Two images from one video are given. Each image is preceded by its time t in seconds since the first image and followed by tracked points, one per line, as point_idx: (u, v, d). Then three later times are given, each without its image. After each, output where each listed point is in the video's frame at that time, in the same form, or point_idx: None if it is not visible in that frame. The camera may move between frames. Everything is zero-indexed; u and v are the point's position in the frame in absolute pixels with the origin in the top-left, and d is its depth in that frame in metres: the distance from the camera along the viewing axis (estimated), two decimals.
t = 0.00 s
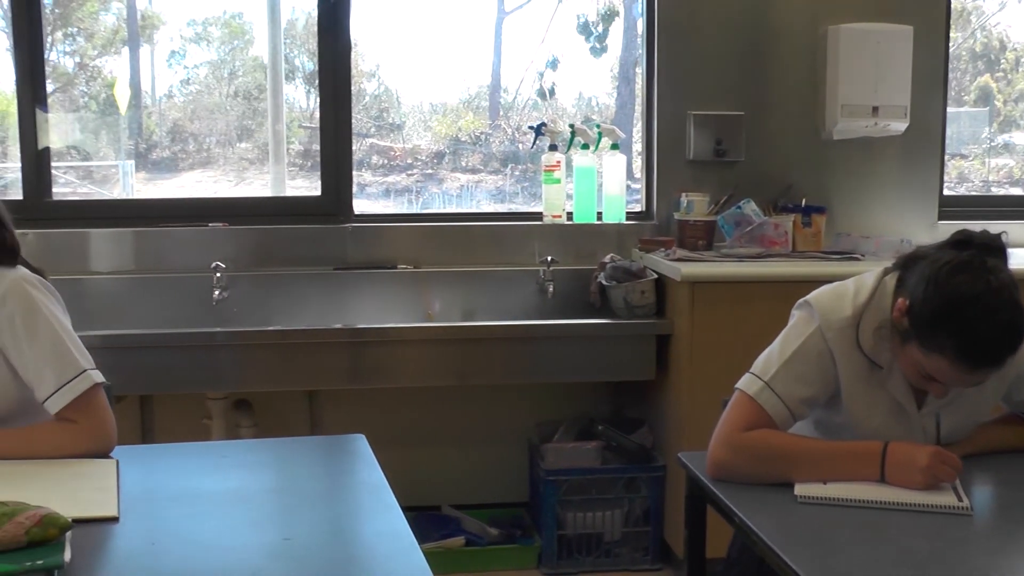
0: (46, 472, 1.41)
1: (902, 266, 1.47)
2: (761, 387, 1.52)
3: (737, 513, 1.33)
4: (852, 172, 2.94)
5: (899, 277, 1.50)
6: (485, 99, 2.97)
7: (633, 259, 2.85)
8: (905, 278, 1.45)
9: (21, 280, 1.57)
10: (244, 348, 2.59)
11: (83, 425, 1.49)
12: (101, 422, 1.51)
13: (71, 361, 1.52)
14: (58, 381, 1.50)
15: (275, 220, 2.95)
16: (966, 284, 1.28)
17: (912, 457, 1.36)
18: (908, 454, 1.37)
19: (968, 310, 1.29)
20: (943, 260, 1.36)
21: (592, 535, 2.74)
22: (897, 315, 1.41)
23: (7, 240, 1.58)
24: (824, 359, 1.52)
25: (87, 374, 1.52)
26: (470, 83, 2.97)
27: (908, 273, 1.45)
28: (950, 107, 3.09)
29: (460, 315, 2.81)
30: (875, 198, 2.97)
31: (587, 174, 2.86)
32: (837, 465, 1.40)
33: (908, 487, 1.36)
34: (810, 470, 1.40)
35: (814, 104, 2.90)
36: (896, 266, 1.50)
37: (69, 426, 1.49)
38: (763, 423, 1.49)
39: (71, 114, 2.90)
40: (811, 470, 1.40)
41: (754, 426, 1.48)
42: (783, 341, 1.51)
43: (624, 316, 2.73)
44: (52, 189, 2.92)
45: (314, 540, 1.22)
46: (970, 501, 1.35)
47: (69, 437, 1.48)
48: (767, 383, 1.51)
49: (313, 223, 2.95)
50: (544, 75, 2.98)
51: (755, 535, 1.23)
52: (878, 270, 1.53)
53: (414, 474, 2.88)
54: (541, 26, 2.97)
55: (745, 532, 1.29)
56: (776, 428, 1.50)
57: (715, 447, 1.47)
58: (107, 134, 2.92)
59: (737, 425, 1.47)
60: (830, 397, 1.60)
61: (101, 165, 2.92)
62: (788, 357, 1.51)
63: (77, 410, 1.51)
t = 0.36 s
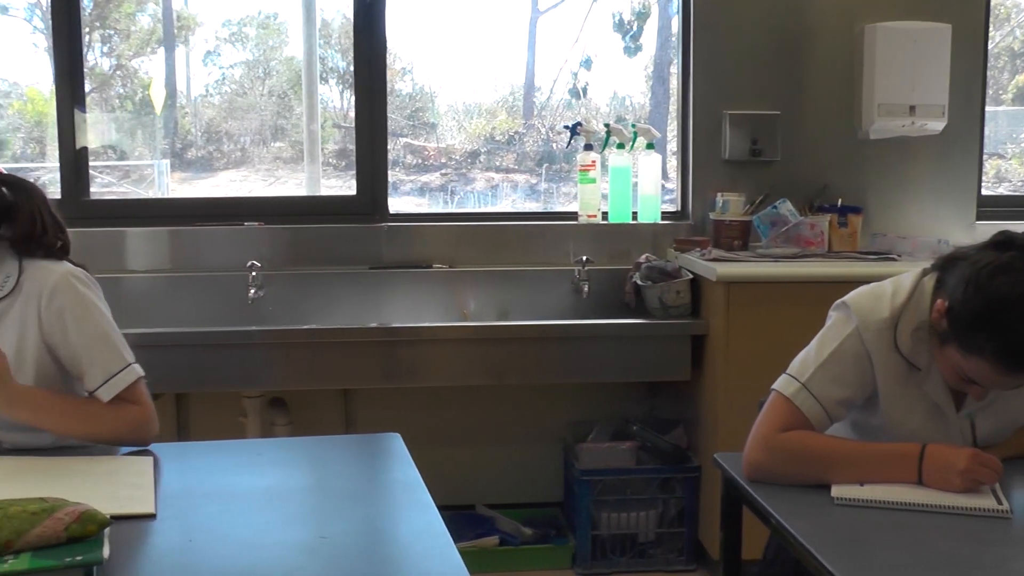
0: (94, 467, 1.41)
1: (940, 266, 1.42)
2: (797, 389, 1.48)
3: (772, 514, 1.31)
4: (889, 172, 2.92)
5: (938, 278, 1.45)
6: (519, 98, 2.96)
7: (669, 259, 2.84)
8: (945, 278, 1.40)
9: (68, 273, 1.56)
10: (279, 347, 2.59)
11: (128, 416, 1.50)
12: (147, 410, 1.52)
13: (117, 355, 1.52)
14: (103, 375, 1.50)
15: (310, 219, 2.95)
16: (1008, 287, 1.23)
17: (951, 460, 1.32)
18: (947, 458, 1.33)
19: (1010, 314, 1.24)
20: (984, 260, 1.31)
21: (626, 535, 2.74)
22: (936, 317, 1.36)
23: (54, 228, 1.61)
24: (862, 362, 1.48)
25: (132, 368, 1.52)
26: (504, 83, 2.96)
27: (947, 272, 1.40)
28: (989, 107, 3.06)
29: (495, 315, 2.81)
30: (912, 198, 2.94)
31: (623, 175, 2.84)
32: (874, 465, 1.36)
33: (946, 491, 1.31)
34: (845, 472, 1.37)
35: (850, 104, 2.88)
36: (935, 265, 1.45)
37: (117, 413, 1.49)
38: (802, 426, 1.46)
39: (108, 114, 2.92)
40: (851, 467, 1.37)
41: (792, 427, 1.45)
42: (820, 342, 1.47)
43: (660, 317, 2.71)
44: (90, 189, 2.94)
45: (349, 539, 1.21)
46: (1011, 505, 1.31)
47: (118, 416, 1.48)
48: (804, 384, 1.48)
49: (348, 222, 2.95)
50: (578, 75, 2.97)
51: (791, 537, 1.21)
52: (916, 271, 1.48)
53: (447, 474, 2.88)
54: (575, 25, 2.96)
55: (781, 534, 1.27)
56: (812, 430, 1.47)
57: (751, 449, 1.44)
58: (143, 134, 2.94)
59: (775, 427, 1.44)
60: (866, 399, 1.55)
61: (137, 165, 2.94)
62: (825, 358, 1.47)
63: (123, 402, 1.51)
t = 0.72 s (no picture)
0: (141, 464, 1.41)
1: (980, 266, 1.40)
2: (834, 389, 1.47)
3: (807, 514, 1.29)
4: (925, 171, 2.90)
5: (978, 278, 1.43)
6: (554, 97, 2.95)
7: (704, 258, 2.83)
8: (984, 278, 1.38)
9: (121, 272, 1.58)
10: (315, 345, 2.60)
11: (176, 412, 1.51)
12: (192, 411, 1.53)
13: (167, 349, 1.54)
14: (155, 368, 1.52)
15: (345, 217, 2.96)
16: None
17: (991, 462, 1.30)
18: (986, 460, 1.30)
19: None
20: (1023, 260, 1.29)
21: (661, 535, 2.73)
22: (975, 318, 1.34)
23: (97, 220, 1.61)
24: (900, 363, 1.46)
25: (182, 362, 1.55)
26: (539, 81, 2.95)
27: (986, 272, 1.38)
28: None
29: (530, 314, 2.81)
30: (949, 197, 2.92)
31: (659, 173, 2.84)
32: (911, 467, 1.34)
33: (984, 493, 1.29)
34: (882, 473, 1.34)
35: (887, 103, 2.86)
36: (975, 265, 1.42)
37: (165, 414, 1.50)
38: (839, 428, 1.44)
39: (145, 113, 2.94)
40: (889, 467, 1.34)
41: (829, 428, 1.43)
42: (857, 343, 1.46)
43: (696, 316, 2.71)
44: (128, 189, 2.96)
45: (386, 537, 1.19)
46: None
47: (162, 423, 1.49)
48: (841, 385, 1.46)
49: (384, 221, 2.96)
50: (613, 74, 2.96)
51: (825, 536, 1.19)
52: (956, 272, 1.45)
53: (481, 472, 2.88)
54: (610, 24, 2.95)
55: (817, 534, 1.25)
56: (849, 431, 1.45)
57: (788, 450, 1.42)
58: (179, 133, 2.95)
59: (812, 428, 1.42)
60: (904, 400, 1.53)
61: (173, 164, 2.95)
62: (861, 358, 1.46)
63: (172, 398, 1.53)
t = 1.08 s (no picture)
0: (193, 461, 1.43)
1: None
2: (874, 391, 1.44)
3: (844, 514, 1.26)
4: (964, 170, 2.87)
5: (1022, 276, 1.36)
6: (589, 96, 2.94)
7: (741, 258, 2.81)
8: None
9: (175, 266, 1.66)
10: (352, 343, 2.60)
11: (222, 402, 1.56)
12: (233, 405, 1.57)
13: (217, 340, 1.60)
14: (205, 357, 1.59)
15: (381, 216, 2.96)
16: None
17: None
18: None
19: None
20: None
21: (696, 535, 2.72)
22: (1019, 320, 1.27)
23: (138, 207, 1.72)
24: (940, 365, 1.42)
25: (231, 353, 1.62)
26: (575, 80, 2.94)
27: None
28: None
29: (565, 313, 2.81)
30: (988, 197, 2.89)
31: (696, 173, 2.83)
32: (952, 470, 1.30)
33: None
34: (922, 475, 1.30)
35: (924, 102, 2.84)
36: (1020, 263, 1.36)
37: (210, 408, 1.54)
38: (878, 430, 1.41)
39: (182, 113, 2.95)
40: (930, 468, 1.31)
41: (868, 429, 1.40)
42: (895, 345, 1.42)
43: (732, 316, 2.70)
44: (166, 187, 2.97)
45: (420, 538, 1.19)
46: None
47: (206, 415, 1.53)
48: (880, 386, 1.43)
49: (421, 219, 2.96)
50: (648, 73, 2.95)
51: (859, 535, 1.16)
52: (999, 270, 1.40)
53: (517, 471, 2.88)
54: (645, 23, 2.94)
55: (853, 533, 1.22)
56: (889, 432, 1.42)
57: (827, 450, 1.39)
58: (215, 132, 2.96)
59: (851, 428, 1.40)
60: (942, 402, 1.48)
61: (210, 162, 2.96)
62: (901, 359, 1.42)
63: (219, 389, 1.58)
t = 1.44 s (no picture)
0: (247, 459, 1.44)
1: None
2: (912, 392, 1.40)
3: (881, 513, 1.24)
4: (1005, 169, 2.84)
5: None
6: (625, 95, 2.94)
7: (779, 258, 2.79)
8: None
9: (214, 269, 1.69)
10: (388, 342, 2.60)
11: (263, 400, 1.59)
12: (273, 404, 1.58)
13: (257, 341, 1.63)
14: (244, 358, 1.61)
15: (418, 216, 2.97)
16: None
17: None
18: None
19: None
20: None
21: (732, 537, 2.71)
22: None
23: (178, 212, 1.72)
24: (981, 366, 1.38)
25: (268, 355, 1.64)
26: (611, 79, 2.94)
27: None
28: None
29: (601, 313, 2.81)
30: None
31: (733, 173, 2.82)
32: (997, 475, 1.27)
33: None
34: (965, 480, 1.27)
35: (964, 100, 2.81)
36: None
37: (250, 405, 1.55)
38: (921, 433, 1.36)
39: (219, 113, 2.96)
40: (974, 473, 1.27)
41: (908, 430, 1.36)
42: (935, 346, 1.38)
43: (770, 317, 2.68)
44: (204, 186, 2.98)
45: (457, 536, 1.18)
46: None
47: (244, 413, 1.53)
48: (919, 388, 1.39)
49: (458, 218, 2.96)
50: (684, 72, 2.94)
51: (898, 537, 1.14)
52: None
53: (553, 471, 2.88)
54: (681, 22, 2.93)
55: (890, 534, 1.20)
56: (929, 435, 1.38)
57: (865, 451, 1.35)
58: (251, 131, 2.97)
59: (890, 430, 1.36)
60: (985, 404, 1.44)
61: (247, 161, 2.98)
62: (941, 361, 1.39)
63: (260, 390, 1.59)
